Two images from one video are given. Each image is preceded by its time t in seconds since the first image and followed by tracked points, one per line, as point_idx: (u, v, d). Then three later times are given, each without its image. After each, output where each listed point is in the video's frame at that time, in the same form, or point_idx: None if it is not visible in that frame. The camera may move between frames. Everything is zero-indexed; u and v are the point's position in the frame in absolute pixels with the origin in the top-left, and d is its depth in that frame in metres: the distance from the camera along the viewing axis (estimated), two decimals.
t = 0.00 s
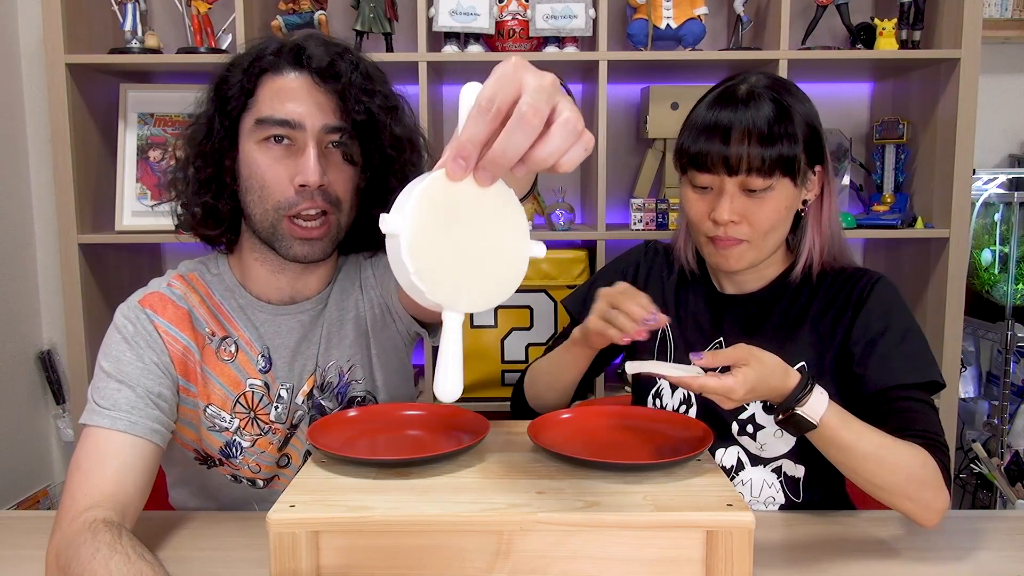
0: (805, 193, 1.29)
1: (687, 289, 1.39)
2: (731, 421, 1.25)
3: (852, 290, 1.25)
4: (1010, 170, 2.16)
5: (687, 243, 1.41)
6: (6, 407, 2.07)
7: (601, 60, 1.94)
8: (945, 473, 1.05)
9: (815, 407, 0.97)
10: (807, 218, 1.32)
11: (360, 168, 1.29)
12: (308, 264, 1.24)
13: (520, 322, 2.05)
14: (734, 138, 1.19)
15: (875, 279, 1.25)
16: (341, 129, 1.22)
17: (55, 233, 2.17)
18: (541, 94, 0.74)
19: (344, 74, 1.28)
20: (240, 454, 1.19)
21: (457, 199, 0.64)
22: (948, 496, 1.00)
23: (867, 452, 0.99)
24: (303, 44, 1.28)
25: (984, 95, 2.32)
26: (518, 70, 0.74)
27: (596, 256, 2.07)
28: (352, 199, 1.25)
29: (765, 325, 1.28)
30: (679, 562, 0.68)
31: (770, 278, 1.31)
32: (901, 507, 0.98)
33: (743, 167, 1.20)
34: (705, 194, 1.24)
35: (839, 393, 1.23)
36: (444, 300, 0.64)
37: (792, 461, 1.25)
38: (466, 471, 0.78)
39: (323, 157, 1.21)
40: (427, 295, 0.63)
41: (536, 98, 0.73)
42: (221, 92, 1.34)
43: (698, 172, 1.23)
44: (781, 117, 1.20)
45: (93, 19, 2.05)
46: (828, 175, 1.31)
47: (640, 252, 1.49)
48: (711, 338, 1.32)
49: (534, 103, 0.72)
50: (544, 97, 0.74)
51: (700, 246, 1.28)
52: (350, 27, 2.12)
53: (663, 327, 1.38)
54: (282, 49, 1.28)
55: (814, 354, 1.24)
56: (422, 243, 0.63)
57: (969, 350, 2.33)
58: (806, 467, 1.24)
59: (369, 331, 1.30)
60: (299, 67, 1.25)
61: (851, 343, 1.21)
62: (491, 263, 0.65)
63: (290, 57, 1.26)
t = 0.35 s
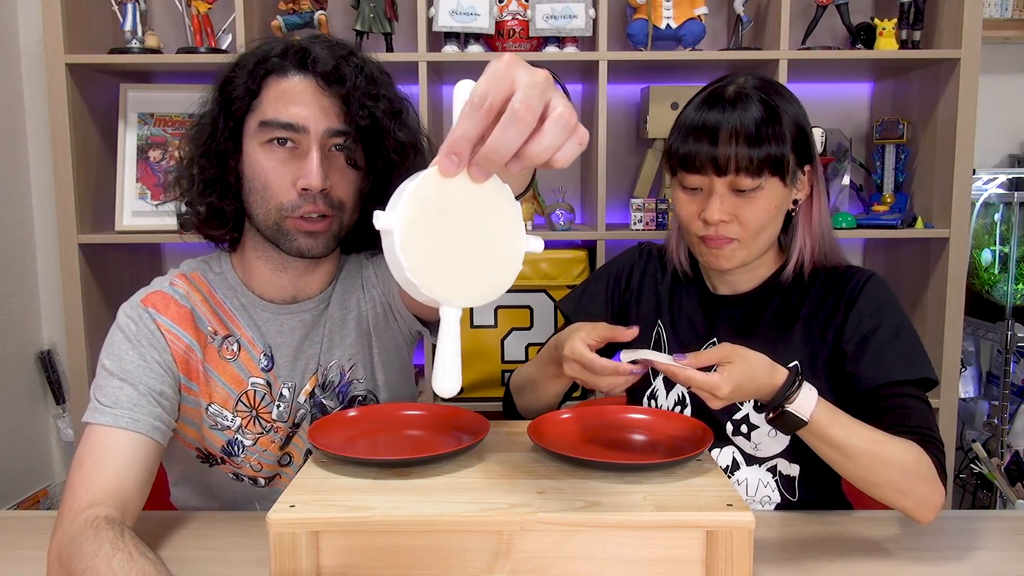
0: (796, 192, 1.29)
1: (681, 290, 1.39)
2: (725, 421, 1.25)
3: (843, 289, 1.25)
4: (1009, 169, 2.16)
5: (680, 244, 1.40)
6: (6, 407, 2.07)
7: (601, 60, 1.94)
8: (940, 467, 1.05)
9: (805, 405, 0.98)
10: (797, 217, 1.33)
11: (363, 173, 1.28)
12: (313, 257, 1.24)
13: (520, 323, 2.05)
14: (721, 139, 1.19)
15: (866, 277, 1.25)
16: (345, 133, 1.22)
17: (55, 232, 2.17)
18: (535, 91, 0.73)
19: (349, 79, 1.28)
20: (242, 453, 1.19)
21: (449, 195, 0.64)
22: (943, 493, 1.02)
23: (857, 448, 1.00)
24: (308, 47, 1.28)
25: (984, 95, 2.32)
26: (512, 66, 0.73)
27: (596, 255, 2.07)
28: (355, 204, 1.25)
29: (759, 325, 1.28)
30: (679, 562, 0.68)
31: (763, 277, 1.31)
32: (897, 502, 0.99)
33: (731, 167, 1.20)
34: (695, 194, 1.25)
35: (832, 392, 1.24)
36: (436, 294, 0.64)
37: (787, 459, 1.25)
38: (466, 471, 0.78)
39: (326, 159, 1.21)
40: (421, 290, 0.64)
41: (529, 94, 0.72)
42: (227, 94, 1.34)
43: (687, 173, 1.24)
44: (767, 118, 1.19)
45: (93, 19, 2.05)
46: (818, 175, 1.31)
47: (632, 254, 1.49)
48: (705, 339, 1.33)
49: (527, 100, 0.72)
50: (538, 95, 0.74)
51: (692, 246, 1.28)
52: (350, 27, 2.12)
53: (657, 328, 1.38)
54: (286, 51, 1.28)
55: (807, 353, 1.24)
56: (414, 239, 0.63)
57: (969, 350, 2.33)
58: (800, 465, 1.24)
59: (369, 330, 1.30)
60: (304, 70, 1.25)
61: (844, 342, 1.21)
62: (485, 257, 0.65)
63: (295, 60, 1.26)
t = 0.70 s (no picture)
0: (791, 194, 1.28)
1: (677, 291, 1.39)
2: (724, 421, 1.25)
3: (838, 290, 1.25)
4: (1009, 169, 2.15)
5: (675, 247, 1.39)
6: (6, 407, 2.07)
7: (601, 60, 1.93)
8: (940, 463, 1.06)
9: (807, 405, 0.98)
10: (793, 220, 1.32)
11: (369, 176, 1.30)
12: (320, 260, 1.24)
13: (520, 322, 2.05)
14: (719, 142, 1.19)
15: (861, 277, 1.25)
16: (353, 136, 1.23)
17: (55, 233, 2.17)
18: (564, 108, 0.75)
19: (358, 83, 1.28)
20: (249, 451, 1.19)
21: (481, 209, 0.66)
22: (946, 488, 1.02)
23: (857, 447, 1.00)
24: (317, 50, 1.28)
25: (983, 95, 2.32)
26: (540, 84, 0.75)
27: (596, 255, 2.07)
28: (362, 206, 1.26)
29: (754, 329, 1.28)
30: (679, 562, 0.68)
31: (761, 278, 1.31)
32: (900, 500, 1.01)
33: (728, 171, 1.19)
34: (692, 198, 1.24)
35: (830, 392, 1.24)
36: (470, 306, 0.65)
37: (785, 459, 1.25)
38: (466, 470, 0.78)
39: (334, 162, 1.22)
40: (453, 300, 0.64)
41: (559, 111, 0.74)
42: (237, 93, 1.33)
43: (686, 177, 1.23)
44: (763, 122, 1.19)
45: (93, 20, 2.05)
46: (815, 180, 1.31)
47: (629, 256, 1.49)
48: (701, 341, 1.32)
49: (557, 118, 0.73)
50: (567, 112, 0.75)
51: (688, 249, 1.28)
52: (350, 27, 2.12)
53: (654, 330, 1.38)
54: (297, 53, 1.28)
55: (803, 354, 1.24)
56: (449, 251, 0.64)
57: (969, 350, 2.33)
58: (799, 465, 1.24)
59: (375, 330, 1.30)
60: (313, 72, 1.25)
61: (840, 342, 1.21)
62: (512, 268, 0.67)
63: (305, 62, 1.26)
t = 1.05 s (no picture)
0: (791, 201, 1.27)
1: (675, 293, 1.39)
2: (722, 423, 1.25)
3: (836, 291, 1.25)
4: (1010, 169, 2.15)
5: (672, 248, 1.40)
6: (6, 407, 2.07)
7: (601, 60, 1.93)
8: (939, 465, 1.06)
9: (808, 406, 0.98)
10: (793, 225, 1.31)
11: (374, 172, 1.29)
12: (325, 256, 1.28)
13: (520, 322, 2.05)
14: (720, 147, 1.19)
15: (860, 278, 1.25)
16: (356, 133, 1.23)
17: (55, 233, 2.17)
18: (547, 106, 0.73)
19: (361, 79, 1.28)
20: (252, 445, 1.22)
21: (470, 210, 0.65)
22: (946, 489, 1.02)
23: (860, 448, 1.00)
24: (320, 47, 1.29)
25: (983, 95, 2.32)
26: (520, 85, 0.73)
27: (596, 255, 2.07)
28: (367, 202, 1.27)
29: (752, 331, 1.28)
30: (679, 562, 0.68)
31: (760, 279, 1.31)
32: (899, 501, 1.01)
33: (728, 178, 1.19)
34: (692, 203, 1.24)
35: (829, 393, 1.24)
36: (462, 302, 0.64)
37: (784, 460, 1.25)
38: (466, 471, 0.78)
39: (338, 159, 1.22)
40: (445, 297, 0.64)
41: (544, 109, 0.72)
42: (240, 92, 1.34)
43: (685, 182, 1.23)
44: (761, 128, 1.19)
45: (93, 20, 2.05)
46: (815, 186, 1.30)
47: (626, 256, 1.48)
48: (700, 342, 1.33)
49: (541, 117, 0.71)
50: (552, 111, 0.73)
51: (687, 253, 1.28)
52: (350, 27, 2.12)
53: (652, 331, 1.38)
54: (299, 51, 1.29)
55: (801, 355, 1.25)
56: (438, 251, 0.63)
57: (969, 350, 2.33)
58: (798, 466, 1.24)
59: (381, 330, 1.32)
60: (316, 70, 1.26)
61: (839, 344, 1.21)
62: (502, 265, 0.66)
63: (307, 60, 1.27)
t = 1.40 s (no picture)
0: (791, 203, 1.27)
1: (673, 295, 1.38)
2: (721, 424, 1.26)
3: (835, 292, 1.25)
4: (1010, 169, 2.15)
5: (670, 249, 1.38)
6: (6, 407, 2.07)
7: (601, 60, 1.93)
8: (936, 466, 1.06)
9: (808, 404, 0.98)
10: (793, 227, 1.30)
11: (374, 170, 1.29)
12: (325, 258, 1.25)
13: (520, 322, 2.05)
14: (721, 150, 1.19)
15: (859, 278, 1.25)
16: (352, 129, 1.23)
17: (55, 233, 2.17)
18: (516, 74, 0.74)
19: (354, 74, 1.29)
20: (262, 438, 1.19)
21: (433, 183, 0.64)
22: (943, 491, 1.02)
23: (859, 448, 1.00)
24: (313, 46, 1.30)
25: (983, 95, 2.32)
26: (490, 60, 0.75)
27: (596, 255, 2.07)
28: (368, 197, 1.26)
29: (750, 330, 1.29)
30: (679, 562, 0.68)
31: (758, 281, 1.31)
32: (897, 503, 1.00)
33: (728, 182, 1.19)
34: (692, 207, 1.24)
35: (828, 394, 1.24)
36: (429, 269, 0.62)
37: (782, 461, 1.25)
38: (466, 471, 0.78)
39: (336, 155, 1.22)
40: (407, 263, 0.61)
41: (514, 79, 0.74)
42: (235, 95, 1.34)
43: (685, 186, 1.23)
44: (758, 131, 1.19)
45: (93, 20, 2.05)
46: (814, 190, 1.30)
47: (625, 256, 1.48)
48: (697, 344, 1.33)
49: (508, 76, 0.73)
50: (520, 79, 0.75)
51: (687, 256, 1.28)
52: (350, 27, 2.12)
53: (650, 332, 1.38)
54: (292, 51, 1.29)
55: (798, 356, 1.25)
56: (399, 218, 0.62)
57: (969, 350, 2.33)
58: (797, 467, 1.24)
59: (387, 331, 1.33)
60: (311, 69, 1.26)
61: (839, 344, 1.21)
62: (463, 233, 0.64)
63: (301, 59, 1.27)
